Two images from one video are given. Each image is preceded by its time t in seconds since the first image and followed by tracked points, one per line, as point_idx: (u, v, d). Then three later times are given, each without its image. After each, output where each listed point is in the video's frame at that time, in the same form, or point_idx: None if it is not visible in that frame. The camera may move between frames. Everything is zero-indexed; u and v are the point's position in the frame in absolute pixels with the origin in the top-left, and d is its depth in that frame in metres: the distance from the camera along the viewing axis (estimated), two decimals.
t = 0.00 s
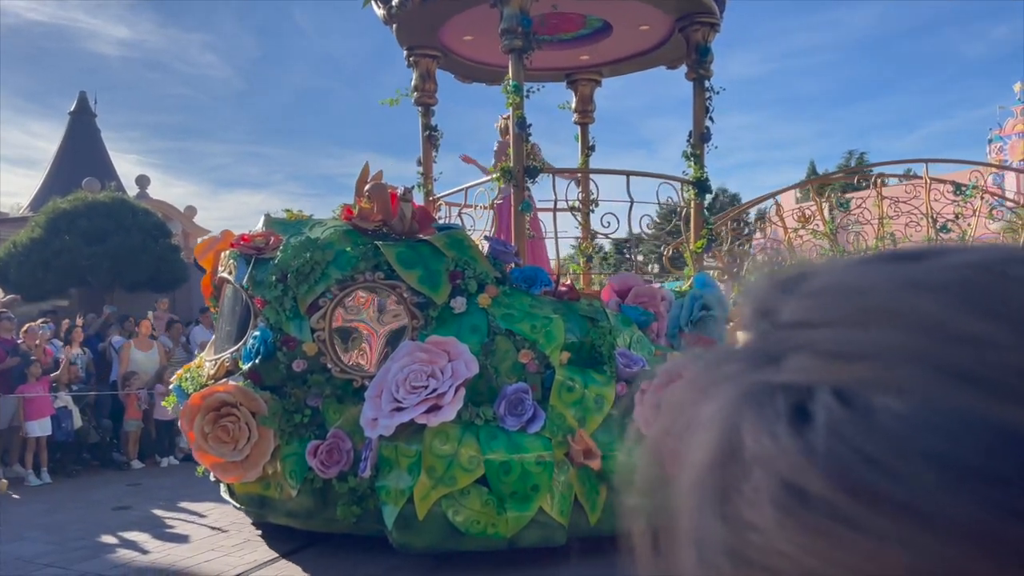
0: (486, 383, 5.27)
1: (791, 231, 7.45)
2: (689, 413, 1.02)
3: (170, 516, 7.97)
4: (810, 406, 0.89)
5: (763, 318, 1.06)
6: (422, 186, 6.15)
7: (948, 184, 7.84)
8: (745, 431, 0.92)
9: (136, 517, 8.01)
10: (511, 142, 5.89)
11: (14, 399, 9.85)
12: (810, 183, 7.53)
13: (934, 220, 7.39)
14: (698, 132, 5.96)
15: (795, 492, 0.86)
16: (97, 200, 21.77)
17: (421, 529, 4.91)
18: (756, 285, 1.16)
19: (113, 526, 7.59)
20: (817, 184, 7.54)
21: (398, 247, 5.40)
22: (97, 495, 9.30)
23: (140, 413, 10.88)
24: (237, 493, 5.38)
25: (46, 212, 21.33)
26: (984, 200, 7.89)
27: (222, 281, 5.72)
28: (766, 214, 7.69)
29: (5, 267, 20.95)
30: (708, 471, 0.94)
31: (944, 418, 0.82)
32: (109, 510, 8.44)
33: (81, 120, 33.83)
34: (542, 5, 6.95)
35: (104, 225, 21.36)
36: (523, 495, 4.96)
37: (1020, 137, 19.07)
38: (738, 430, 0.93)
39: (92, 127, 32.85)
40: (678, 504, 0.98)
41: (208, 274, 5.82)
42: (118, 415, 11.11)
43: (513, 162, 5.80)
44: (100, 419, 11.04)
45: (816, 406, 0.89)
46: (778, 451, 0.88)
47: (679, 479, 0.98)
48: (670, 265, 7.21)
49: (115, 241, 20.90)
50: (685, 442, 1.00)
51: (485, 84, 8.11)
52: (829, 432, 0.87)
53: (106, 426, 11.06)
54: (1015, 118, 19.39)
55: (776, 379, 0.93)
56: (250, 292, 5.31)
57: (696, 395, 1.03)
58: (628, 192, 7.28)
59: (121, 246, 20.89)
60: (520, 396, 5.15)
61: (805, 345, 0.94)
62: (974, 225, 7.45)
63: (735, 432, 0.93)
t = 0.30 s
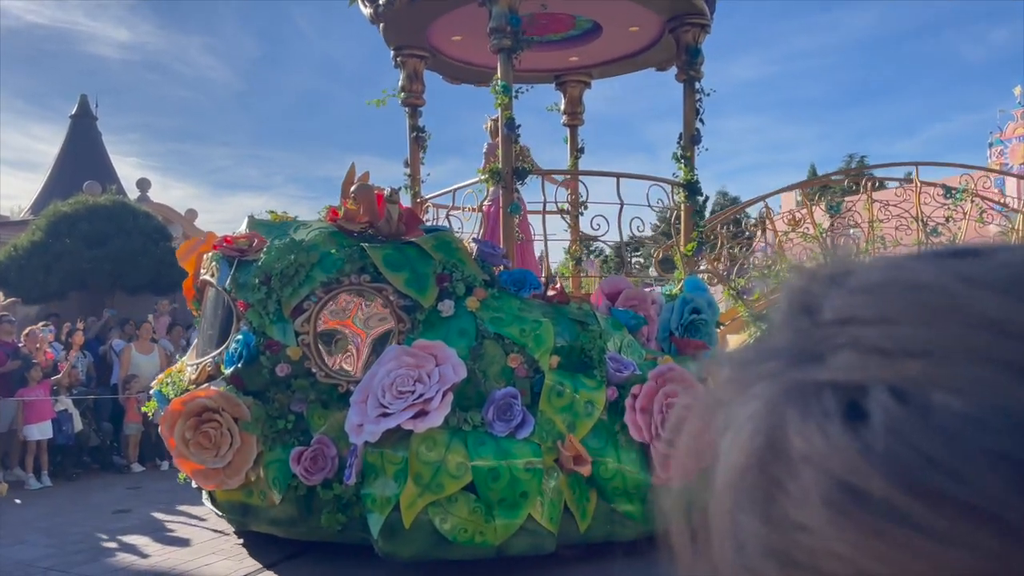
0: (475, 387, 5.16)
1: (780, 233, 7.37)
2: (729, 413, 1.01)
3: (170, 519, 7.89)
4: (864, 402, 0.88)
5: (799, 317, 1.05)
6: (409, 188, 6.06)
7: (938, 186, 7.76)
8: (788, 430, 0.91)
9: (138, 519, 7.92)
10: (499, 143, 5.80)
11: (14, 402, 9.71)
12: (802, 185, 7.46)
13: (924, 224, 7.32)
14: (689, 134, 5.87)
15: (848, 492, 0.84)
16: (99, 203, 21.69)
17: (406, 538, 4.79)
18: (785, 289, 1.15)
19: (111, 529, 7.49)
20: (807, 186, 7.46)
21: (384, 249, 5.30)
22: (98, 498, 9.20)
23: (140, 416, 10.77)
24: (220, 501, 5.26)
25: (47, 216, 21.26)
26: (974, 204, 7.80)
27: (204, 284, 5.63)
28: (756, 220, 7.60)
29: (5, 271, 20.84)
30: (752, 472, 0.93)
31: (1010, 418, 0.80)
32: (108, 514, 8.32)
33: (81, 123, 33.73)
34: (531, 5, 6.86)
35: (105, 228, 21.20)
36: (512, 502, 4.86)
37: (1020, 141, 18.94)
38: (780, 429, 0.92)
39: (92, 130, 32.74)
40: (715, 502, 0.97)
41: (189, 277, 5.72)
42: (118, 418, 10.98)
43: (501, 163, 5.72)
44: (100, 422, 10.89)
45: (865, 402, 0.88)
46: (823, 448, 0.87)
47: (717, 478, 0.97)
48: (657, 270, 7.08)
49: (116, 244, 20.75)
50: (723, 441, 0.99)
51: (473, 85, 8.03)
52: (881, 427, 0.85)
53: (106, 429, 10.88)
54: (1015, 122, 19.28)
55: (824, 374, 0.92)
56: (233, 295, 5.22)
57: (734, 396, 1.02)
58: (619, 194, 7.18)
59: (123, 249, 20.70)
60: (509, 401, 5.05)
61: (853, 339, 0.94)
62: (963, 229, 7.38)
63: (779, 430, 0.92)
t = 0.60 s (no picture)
0: (467, 400, 5.07)
1: (773, 241, 7.28)
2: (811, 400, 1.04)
3: (176, 531, 7.81)
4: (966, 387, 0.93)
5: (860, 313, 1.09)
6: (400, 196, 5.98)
7: (933, 195, 7.67)
8: (889, 414, 0.95)
9: (144, 531, 7.83)
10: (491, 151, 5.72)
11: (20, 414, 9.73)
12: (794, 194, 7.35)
13: (919, 232, 7.24)
14: (683, 142, 5.79)
15: (968, 472, 0.89)
16: (105, 214, 21.65)
17: (398, 553, 4.70)
18: (831, 283, 1.20)
19: (117, 541, 7.41)
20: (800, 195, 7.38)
21: (375, 258, 5.22)
22: (104, 509, 9.13)
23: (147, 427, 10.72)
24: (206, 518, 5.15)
25: (54, 227, 21.25)
26: (970, 212, 7.70)
27: (191, 295, 5.55)
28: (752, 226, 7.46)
29: (12, 283, 20.83)
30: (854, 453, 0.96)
31: None
32: (114, 526, 8.24)
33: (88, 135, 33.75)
34: (523, 12, 6.79)
35: (112, 239, 21.08)
36: (506, 516, 4.75)
37: None
38: (877, 416, 0.96)
39: (97, 141, 32.75)
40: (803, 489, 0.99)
41: (178, 287, 5.65)
42: (125, 430, 10.90)
43: (494, 172, 5.64)
44: (107, 434, 10.82)
45: (964, 387, 0.94)
46: (933, 433, 0.91)
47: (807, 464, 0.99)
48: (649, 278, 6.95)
49: (123, 255, 20.65)
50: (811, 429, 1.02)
51: (465, 93, 7.96)
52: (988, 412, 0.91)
53: (113, 441, 10.80)
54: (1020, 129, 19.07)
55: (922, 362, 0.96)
56: (221, 306, 5.13)
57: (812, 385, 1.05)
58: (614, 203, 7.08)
59: (130, 261, 20.58)
60: (502, 413, 4.95)
61: (940, 328, 0.98)
62: (959, 237, 7.29)
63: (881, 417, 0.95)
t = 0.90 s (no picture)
0: (465, 420, 4.98)
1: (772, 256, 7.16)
2: (896, 438, 1.29)
3: (189, 551, 7.76)
4: None
5: (910, 361, 1.35)
6: (397, 213, 5.90)
7: (933, 208, 7.54)
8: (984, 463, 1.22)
9: (156, 551, 7.75)
10: (488, 166, 5.65)
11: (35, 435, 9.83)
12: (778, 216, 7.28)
13: (920, 245, 7.20)
14: (681, 156, 5.72)
15: None
16: (115, 235, 21.65)
17: None
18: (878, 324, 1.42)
19: (130, 561, 7.36)
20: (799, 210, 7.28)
21: (370, 276, 5.14)
22: (118, 529, 9.12)
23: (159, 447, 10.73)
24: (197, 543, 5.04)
25: (68, 249, 21.25)
26: (971, 225, 7.57)
27: (184, 315, 5.43)
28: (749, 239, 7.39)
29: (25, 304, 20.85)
30: (947, 490, 1.24)
31: None
32: (127, 545, 8.21)
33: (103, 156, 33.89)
34: (519, 28, 6.73)
35: (125, 260, 20.98)
36: (505, 539, 4.65)
37: None
38: (972, 466, 1.23)
39: (109, 162, 32.85)
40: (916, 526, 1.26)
41: (171, 307, 5.54)
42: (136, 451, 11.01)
43: (491, 188, 5.57)
44: (119, 454, 11.04)
45: None
46: None
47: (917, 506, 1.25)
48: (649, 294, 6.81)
49: (138, 275, 20.59)
50: (904, 463, 1.26)
51: (461, 110, 7.90)
52: None
53: (125, 461, 11.00)
54: None
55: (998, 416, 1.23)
56: (212, 326, 5.02)
57: (893, 427, 1.29)
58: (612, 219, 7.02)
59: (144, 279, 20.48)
60: (500, 434, 4.86)
61: (1010, 385, 1.26)
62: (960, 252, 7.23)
63: (973, 463, 1.23)
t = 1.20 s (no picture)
0: (465, 444, 4.89)
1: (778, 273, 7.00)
2: (905, 519, 1.45)
3: None
4: None
5: (928, 442, 1.54)
6: (396, 234, 5.81)
7: (940, 223, 7.45)
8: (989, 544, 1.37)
9: None
10: (487, 186, 5.57)
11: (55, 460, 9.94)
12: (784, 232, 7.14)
13: (927, 261, 7.09)
14: (683, 174, 5.65)
15: None
16: (134, 261, 21.65)
17: None
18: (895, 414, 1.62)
19: None
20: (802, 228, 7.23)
21: (369, 298, 5.06)
22: (137, 554, 9.11)
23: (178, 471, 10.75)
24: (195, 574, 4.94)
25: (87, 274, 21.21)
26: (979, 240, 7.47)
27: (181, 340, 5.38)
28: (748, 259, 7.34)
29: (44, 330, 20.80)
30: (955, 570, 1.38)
31: None
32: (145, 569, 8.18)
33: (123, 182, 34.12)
34: (517, 46, 6.69)
35: (143, 285, 21.00)
36: (508, 567, 4.52)
37: None
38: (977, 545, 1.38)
39: (129, 187, 32.98)
40: None
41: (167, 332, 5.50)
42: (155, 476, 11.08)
43: (491, 208, 5.50)
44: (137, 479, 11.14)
45: None
46: None
47: None
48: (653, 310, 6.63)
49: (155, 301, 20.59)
50: (913, 542, 1.41)
51: (460, 130, 7.85)
52: None
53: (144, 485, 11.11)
54: None
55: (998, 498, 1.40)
56: (209, 351, 4.93)
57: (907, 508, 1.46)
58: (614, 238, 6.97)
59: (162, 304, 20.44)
60: (502, 458, 4.76)
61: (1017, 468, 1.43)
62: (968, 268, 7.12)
63: (983, 546, 1.37)
